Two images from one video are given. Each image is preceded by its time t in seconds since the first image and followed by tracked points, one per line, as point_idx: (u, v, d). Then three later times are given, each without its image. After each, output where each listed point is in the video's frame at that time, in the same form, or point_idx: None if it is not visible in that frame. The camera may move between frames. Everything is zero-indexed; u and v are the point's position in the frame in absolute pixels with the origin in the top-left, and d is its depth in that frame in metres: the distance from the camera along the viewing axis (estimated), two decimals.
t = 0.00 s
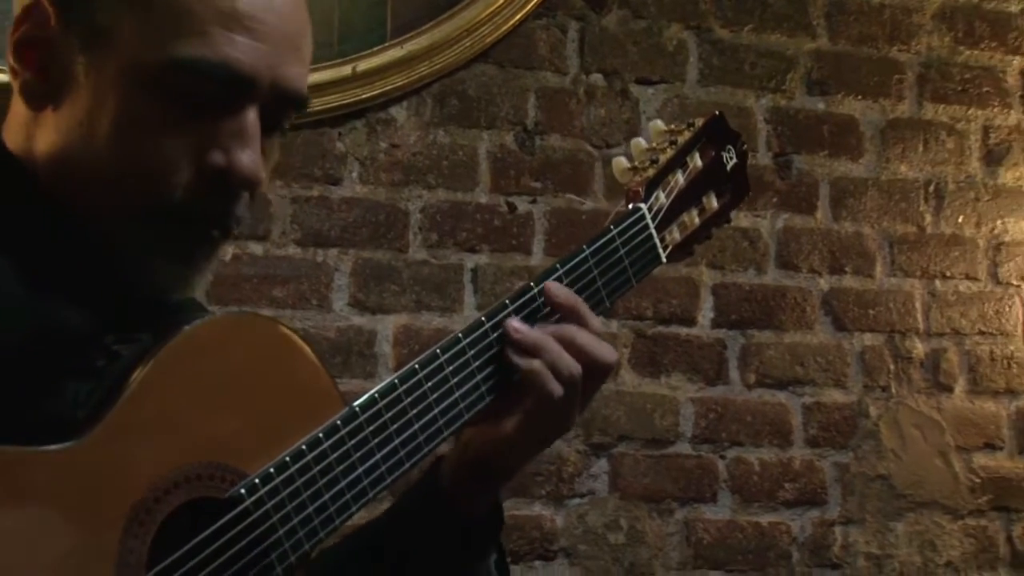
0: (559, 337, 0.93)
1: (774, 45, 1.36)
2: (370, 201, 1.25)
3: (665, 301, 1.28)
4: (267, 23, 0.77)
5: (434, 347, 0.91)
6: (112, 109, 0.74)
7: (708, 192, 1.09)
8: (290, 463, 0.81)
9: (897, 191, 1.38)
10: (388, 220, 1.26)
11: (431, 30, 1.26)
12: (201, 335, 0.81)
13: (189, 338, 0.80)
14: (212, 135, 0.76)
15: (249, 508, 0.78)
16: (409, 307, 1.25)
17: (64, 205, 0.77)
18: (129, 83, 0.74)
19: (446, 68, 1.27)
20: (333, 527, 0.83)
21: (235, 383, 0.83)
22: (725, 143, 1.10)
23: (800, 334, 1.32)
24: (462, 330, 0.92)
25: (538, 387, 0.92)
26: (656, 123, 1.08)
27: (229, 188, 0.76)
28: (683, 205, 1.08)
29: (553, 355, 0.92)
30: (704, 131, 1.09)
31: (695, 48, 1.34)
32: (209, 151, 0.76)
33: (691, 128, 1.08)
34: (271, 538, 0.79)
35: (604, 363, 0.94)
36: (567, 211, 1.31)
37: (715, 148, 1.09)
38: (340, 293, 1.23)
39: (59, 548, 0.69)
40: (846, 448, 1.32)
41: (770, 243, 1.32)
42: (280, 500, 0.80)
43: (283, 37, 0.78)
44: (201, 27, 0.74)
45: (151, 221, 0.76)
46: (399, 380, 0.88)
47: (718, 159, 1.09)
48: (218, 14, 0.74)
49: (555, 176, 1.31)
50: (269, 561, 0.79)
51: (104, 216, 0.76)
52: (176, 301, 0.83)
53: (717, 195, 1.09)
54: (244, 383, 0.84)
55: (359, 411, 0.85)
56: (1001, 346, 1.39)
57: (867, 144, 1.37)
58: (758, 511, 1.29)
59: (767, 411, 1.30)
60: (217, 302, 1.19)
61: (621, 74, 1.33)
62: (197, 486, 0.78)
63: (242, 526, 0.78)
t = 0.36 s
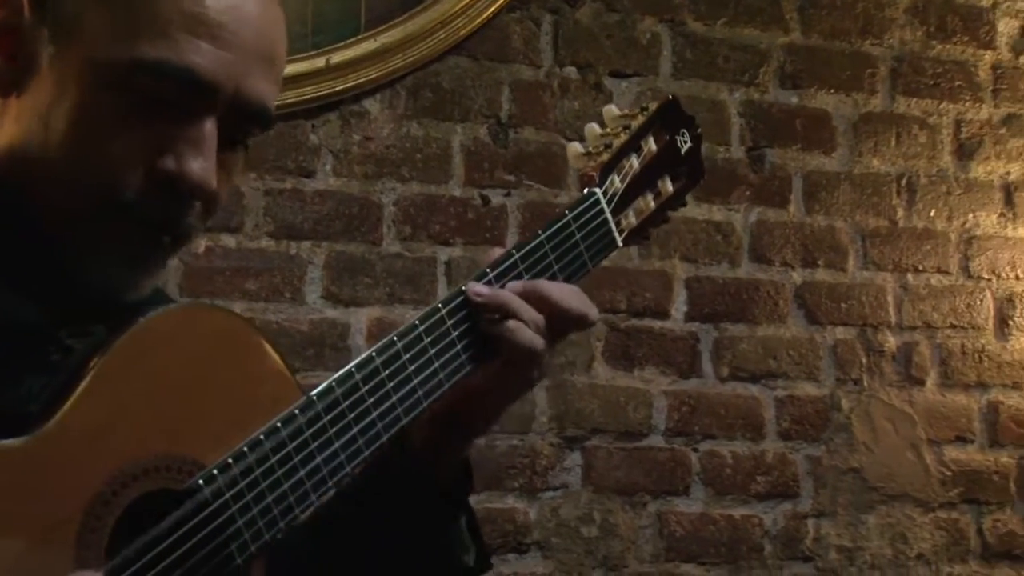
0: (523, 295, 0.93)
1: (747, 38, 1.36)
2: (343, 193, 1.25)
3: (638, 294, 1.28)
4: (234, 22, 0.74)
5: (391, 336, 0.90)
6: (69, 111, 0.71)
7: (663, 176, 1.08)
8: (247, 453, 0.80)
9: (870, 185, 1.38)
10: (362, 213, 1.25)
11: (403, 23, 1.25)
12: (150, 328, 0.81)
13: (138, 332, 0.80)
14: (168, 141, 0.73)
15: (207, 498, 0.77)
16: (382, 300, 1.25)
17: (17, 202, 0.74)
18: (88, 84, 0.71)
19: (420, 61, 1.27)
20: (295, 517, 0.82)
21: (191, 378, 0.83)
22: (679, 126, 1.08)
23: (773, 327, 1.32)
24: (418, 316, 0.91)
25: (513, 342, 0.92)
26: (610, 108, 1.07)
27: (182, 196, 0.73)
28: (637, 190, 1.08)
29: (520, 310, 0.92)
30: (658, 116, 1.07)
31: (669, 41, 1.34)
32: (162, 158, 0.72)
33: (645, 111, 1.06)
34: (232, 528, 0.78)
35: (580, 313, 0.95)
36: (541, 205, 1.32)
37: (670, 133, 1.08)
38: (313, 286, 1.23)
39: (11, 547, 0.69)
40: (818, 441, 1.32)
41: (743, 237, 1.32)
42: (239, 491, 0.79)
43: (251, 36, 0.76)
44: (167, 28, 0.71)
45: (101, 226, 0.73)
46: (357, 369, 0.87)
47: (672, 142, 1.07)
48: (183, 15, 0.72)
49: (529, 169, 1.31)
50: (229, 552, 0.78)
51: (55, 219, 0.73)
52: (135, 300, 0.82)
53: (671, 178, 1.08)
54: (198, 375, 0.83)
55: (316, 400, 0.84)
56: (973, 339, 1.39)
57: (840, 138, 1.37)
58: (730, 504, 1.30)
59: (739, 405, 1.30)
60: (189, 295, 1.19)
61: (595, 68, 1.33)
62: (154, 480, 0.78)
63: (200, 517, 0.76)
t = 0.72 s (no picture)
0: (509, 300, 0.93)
1: (717, 33, 1.35)
2: (313, 186, 1.25)
3: (608, 288, 1.28)
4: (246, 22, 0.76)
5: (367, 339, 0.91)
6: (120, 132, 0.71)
7: (638, 184, 1.09)
8: (222, 451, 0.81)
9: (838, 179, 1.37)
10: (331, 206, 1.25)
11: (373, 17, 1.25)
12: (133, 321, 0.80)
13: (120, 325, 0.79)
14: (215, 135, 0.76)
15: (179, 496, 0.78)
16: (352, 294, 1.25)
17: (54, 217, 0.73)
18: (141, 106, 0.71)
19: (390, 54, 1.27)
20: (267, 513, 0.84)
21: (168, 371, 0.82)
22: (654, 136, 1.10)
23: (742, 321, 1.32)
24: (393, 318, 0.91)
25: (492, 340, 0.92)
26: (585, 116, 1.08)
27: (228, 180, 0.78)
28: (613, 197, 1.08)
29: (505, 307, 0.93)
30: (634, 124, 1.08)
31: (639, 36, 1.34)
32: (213, 150, 0.76)
33: (622, 119, 1.07)
34: (205, 526, 0.80)
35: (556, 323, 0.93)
36: (511, 199, 1.31)
37: (645, 141, 1.09)
38: (283, 279, 1.23)
39: None
40: (787, 435, 1.32)
41: (712, 231, 1.32)
42: (212, 489, 0.80)
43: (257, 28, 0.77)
44: (208, 42, 0.72)
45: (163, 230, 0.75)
46: (332, 369, 0.88)
47: (648, 151, 1.09)
48: (216, 25, 0.72)
49: (499, 163, 1.31)
50: (199, 548, 0.79)
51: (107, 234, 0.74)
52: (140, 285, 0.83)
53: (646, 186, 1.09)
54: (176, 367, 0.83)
55: (291, 399, 0.85)
56: (940, 334, 1.39)
57: (809, 132, 1.37)
58: (699, 498, 1.30)
59: (708, 398, 1.31)
60: (158, 289, 1.19)
61: (565, 61, 1.33)
62: (122, 476, 0.77)
63: (174, 514, 0.78)
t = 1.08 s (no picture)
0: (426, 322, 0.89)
1: (685, 28, 1.36)
2: (281, 180, 1.24)
3: (577, 283, 1.28)
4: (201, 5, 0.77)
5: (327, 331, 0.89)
6: (83, 121, 0.73)
7: (608, 175, 1.09)
8: (186, 443, 0.80)
9: (807, 174, 1.37)
10: (300, 200, 1.25)
11: (343, 10, 1.25)
12: (95, 313, 0.80)
13: (83, 316, 0.79)
14: (181, 119, 0.77)
15: (142, 487, 0.77)
16: (321, 288, 1.25)
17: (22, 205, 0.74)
18: (105, 92, 0.73)
19: (360, 48, 1.26)
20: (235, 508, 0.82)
21: (133, 363, 0.82)
22: (625, 127, 1.10)
23: (711, 316, 1.33)
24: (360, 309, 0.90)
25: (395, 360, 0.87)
26: (557, 107, 1.08)
27: (196, 162, 0.79)
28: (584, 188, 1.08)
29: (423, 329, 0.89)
30: (605, 115, 1.09)
31: (608, 31, 1.34)
32: (179, 133, 0.77)
33: (593, 111, 1.07)
34: (169, 520, 0.78)
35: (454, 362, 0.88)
36: (480, 193, 1.31)
37: (616, 132, 1.09)
38: (251, 273, 1.23)
39: None
40: (755, 429, 1.33)
41: (681, 226, 1.32)
42: (176, 482, 0.79)
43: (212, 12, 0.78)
44: (166, 26, 0.74)
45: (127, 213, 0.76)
46: (299, 359, 0.87)
47: (618, 142, 1.09)
48: (172, 10, 0.74)
49: (468, 157, 1.31)
50: (165, 543, 0.78)
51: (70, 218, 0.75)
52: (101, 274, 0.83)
53: (617, 178, 1.10)
54: (141, 361, 0.83)
55: (257, 390, 0.84)
56: (907, 329, 1.39)
57: (777, 128, 1.37)
58: (668, 492, 1.30)
59: (677, 393, 1.31)
60: (126, 282, 1.19)
61: (535, 56, 1.33)
62: (95, 467, 0.77)
63: (137, 506, 0.77)
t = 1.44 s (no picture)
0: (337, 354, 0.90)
1: (648, 24, 1.36)
2: (243, 175, 1.24)
3: (540, 279, 1.28)
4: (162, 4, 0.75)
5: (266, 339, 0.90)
6: (47, 122, 0.71)
7: (559, 172, 1.10)
8: (141, 438, 0.81)
9: (768, 171, 1.37)
10: (262, 195, 1.24)
11: (306, 5, 1.24)
12: (48, 308, 0.80)
13: (35, 311, 0.79)
14: (141, 116, 0.76)
15: (98, 481, 0.78)
16: (283, 283, 1.25)
17: None
18: (68, 93, 0.71)
19: (323, 43, 1.26)
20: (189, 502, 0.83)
21: (87, 359, 0.82)
22: (575, 124, 1.10)
23: (673, 312, 1.33)
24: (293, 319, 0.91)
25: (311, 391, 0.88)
26: (507, 105, 1.09)
27: (155, 158, 0.78)
28: (536, 184, 1.09)
29: (333, 359, 0.89)
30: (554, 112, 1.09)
31: (571, 27, 1.34)
32: (139, 131, 0.76)
33: (543, 107, 1.08)
34: (125, 513, 0.79)
35: (364, 392, 0.90)
36: (442, 188, 1.31)
37: (566, 129, 1.10)
38: (213, 269, 1.22)
39: None
40: (716, 425, 1.33)
41: (643, 222, 1.32)
42: (131, 476, 0.80)
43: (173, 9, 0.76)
44: (130, 29, 0.72)
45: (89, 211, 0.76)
46: (252, 355, 0.88)
47: (569, 139, 1.10)
48: (135, 14, 0.72)
49: (430, 153, 1.31)
50: (121, 537, 0.79)
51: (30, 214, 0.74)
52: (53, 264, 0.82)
53: (569, 174, 1.10)
54: (95, 355, 0.82)
55: (211, 385, 0.86)
56: (867, 325, 1.40)
57: (739, 124, 1.37)
58: (629, 488, 1.31)
59: (639, 388, 1.31)
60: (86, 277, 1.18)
61: (498, 52, 1.32)
62: (50, 463, 0.76)
63: (93, 500, 0.77)
